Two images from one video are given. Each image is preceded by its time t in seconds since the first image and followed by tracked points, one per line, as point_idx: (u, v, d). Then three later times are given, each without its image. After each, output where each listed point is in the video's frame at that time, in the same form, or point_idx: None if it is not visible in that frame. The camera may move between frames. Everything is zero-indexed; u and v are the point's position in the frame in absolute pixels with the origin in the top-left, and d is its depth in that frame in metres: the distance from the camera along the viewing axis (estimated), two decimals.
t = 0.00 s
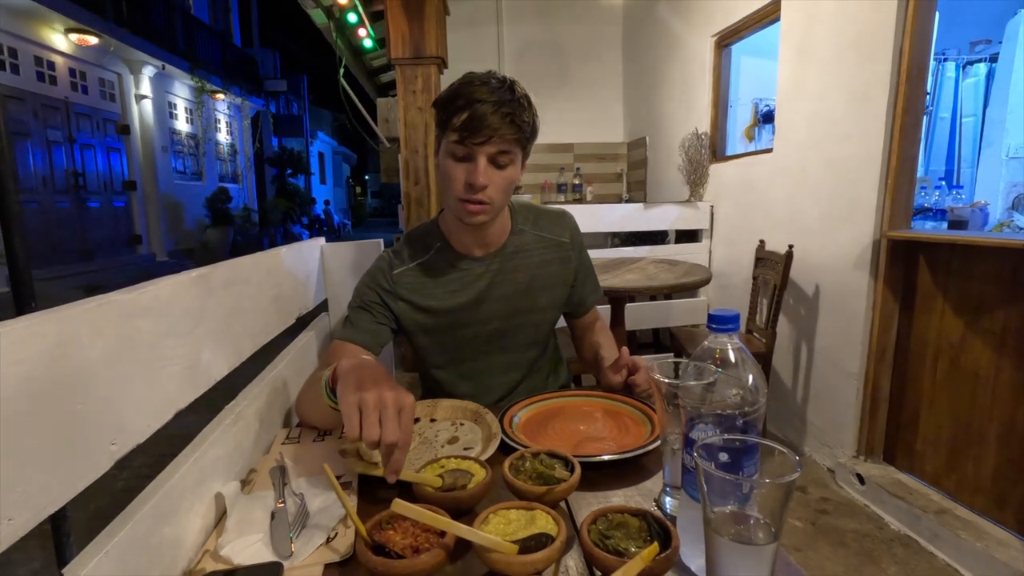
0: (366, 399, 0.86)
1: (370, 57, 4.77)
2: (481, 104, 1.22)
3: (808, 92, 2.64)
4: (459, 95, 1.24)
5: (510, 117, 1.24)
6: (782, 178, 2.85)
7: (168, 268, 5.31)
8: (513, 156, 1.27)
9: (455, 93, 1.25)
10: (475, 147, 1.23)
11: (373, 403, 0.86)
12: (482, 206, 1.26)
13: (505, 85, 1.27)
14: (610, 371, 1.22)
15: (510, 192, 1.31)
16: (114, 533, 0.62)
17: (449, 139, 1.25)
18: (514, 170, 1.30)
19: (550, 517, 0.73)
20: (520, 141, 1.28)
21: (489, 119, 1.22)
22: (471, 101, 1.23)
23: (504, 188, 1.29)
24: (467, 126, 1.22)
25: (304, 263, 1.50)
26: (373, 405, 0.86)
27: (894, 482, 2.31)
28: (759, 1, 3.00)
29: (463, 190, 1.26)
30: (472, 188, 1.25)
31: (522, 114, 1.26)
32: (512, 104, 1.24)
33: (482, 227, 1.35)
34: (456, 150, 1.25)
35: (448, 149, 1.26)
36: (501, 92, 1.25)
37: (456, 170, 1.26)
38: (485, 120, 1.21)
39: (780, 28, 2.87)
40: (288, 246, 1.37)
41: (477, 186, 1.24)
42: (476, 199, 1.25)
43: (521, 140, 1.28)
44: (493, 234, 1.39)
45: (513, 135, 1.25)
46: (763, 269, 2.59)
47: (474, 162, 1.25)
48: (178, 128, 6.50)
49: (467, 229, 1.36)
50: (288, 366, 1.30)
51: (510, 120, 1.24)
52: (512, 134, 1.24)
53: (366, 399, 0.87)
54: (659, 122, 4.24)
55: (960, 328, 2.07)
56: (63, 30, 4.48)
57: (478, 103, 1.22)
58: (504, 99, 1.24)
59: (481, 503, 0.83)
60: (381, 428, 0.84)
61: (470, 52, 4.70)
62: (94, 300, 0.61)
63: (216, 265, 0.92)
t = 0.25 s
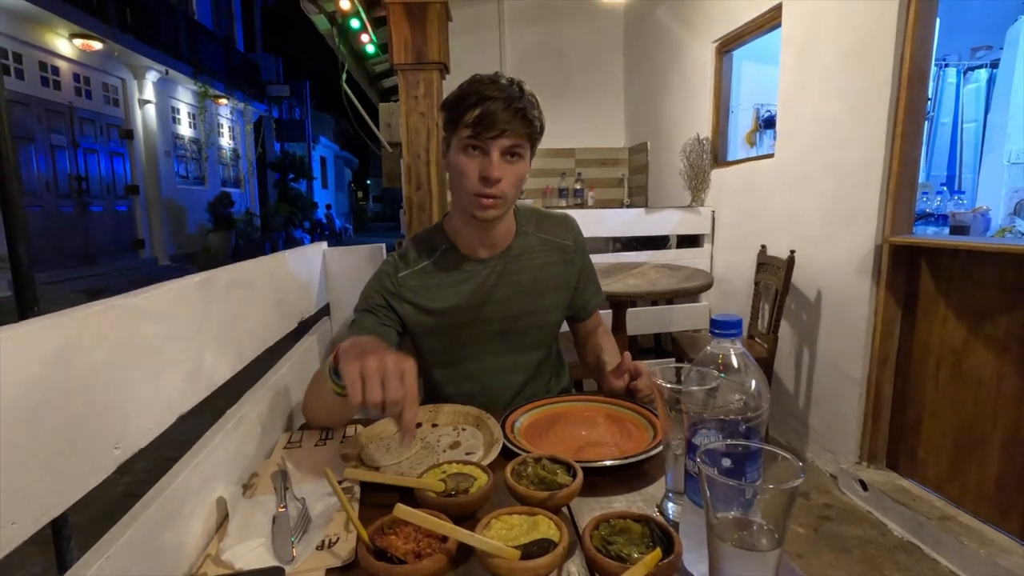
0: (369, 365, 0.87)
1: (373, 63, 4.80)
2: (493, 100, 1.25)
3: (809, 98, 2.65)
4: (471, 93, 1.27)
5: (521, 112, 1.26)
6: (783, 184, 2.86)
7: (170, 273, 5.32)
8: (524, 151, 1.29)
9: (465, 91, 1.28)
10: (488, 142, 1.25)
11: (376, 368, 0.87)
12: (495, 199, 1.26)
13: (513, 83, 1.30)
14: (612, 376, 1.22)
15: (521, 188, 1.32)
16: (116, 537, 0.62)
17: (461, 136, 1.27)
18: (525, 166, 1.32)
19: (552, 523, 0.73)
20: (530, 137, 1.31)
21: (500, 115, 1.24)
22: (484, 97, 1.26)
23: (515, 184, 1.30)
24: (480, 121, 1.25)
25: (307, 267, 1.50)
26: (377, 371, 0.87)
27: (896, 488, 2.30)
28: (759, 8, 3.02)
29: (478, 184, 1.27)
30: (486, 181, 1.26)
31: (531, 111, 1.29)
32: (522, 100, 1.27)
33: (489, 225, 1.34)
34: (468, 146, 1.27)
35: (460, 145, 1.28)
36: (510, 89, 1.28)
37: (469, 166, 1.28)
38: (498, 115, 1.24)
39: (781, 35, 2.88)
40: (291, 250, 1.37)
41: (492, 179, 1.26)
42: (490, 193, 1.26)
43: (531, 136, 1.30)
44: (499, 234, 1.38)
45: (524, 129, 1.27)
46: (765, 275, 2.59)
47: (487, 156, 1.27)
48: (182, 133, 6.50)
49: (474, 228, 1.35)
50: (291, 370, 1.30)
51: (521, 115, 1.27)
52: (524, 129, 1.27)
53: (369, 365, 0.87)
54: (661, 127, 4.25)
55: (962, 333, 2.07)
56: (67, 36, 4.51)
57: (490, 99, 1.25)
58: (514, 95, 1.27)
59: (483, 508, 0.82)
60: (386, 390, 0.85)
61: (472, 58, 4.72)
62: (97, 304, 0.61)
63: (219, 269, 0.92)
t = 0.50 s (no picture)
0: (385, 336, 0.89)
1: (374, 65, 4.81)
2: (492, 93, 1.26)
3: (810, 100, 2.65)
4: (472, 87, 1.28)
5: (521, 104, 1.27)
6: (785, 186, 2.86)
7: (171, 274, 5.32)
8: (526, 143, 1.30)
9: (467, 87, 1.30)
10: (490, 134, 1.26)
11: (394, 340, 0.89)
12: (498, 190, 1.27)
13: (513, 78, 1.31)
14: (614, 377, 1.21)
15: (524, 181, 1.32)
16: (117, 538, 0.62)
17: (464, 130, 1.29)
18: (529, 159, 1.32)
19: (554, 525, 0.73)
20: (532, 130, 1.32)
21: (501, 107, 1.25)
22: (484, 91, 1.27)
23: (519, 176, 1.30)
24: (481, 115, 1.26)
25: (308, 268, 1.50)
26: (395, 341, 0.89)
27: (898, 491, 2.29)
28: (760, 10, 3.02)
29: (481, 175, 1.27)
30: (489, 172, 1.26)
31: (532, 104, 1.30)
32: (522, 93, 1.29)
33: (493, 219, 1.34)
34: (471, 139, 1.28)
35: (463, 139, 1.30)
36: (510, 83, 1.29)
37: (472, 158, 1.29)
38: (498, 108, 1.25)
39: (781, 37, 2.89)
40: (292, 250, 1.37)
41: (495, 170, 1.26)
42: (493, 183, 1.26)
43: (533, 128, 1.31)
44: (504, 231, 1.38)
45: (525, 121, 1.28)
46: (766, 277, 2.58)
47: (490, 148, 1.27)
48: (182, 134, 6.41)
49: (478, 221, 1.35)
50: (291, 372, 1.30)
51: (522, 107, 1.27)
52: (525, 121, 1.28)
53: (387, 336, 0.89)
54: (662, 129, 4.25)
55: (963, 336, 2.07)
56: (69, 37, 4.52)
57: (490, 92, 1.27)
58: (514, 89, 1.29)
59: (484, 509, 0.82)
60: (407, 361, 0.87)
61: (473, 60, 4.74)
62: (99, 305, 0.61)
63: (220, 270, 0.93)
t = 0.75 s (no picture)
0: (350, 362, 0.95)
1: (375, 66, 4.81)
2: (508, 93, 1.26)
3: (810, 102, 2.65)
4: (487, 87, 1.29)
5: (535, 106, 1.27)
6: (785, 187, 2.86)
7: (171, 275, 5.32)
8: (538, 144, 1.30)
9: (483, 87, 1.30)
10: (502, 134, 1.27)
11: (359, 364, 0.95)
12: (508, 189, 1.27)
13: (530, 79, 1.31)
14: (615, 379, 1.21)
15: (535, 181, 1.33)
16: (119, 538, 0.62)
17: (478, 129, 1.29)
18: (540, 160, 1.33)
19: (554, 526, 0.73)
20: (545, 132, 1.32)
21: (515, 108, 1.25)
22: (499, 91, 1.27)
23: (529, 176, 1.31)
24: (495, 115, 1.26)
25: (309, 269, 1.50)
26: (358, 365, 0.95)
27: (899, 493, 2.29)
28: (760, 12, 3.03)
29: (492, 173, 1.28)
30: (500, 171, 1.27)
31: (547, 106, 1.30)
32: (537, 95, 1.29)
33: (504, 217, 1.35)
34: (484, 138, 1.29)
35: (476, 138, 1.30)
36: (526, 84, 1.29)
37: (484, 157, 1.29)
38: (512, 108, 1.25)
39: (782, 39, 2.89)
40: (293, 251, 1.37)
41: (505, 169, 1.27)
42: (503, 182, 1.27)
43: (545, 130, 1.31)
44: (513, 229, 1.39)
45: (538, 122, 1.28)
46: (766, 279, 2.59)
47: (502, 148, 1.28)
48: (182, 134, 6.44)
49: (489, 218, 1.36)
50: (292, 372, 1.31)
51: (536, 108, 1.27)
52: (537, 122, 1.28)
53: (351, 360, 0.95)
54: (662, 131, 4.26)
55: (963, 338, 2.07)
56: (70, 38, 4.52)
57: (505, 93, 1.27)
58: (529, 90, 1.28)
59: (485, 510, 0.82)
60: (372, 385, 0.93)
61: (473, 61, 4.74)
62: (100, 306, 0.61)
63: (221, 271, 0.93)
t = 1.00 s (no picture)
0: (342, 382, 0.95)
1: (375, 66, 4.82)
2: (507, 108, 1.24)
3: (810, 102, 2.65)
4: (488, 98, 1.26)
5: (534, 121, 1.25)
6: (785, 188, 2.86)
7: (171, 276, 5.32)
8: (538, 156, 1.28)
9: (485, 96, 1.28)
10: (502, 148, 1.25)
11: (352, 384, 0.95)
12: (505, 203, 1.27)
13: (533, 90, 1.28)
14: (615, 379, 1.21)
15: (535, 191, 1.32)
16: (118, 538, 0.62)
17: (479, 140, 1.28)
18: (541, 169, 1.31)
19: (554, 527, 0.73)
20: (546, 142, 1.29)
21: (514, 124, 1.23)
22: (499, 104, 1.25)
23: (528, 187, 1.30)
24: (493, 129, 1.24)
25: (309, 269, 1.50)
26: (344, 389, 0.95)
27: (899, 493, 2.29)
28: (760, 12, 3.03)
29: (489, 188, 1.28)
30: (497, 186, 1.27)
31: (548, 119, 1.28)
32: (537, 108, 1.26)
33: (507, 223, 1.36)
34: (484, 151, 1.28)
35: (477, 149, 1.29)
36: (528, 96, 1.26)
37: (483, 170, 1.29)
38: (510, 124, 1.23)
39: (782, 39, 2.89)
40: (293, 252, 1.37)
41: (501, 185, 1.26)
42: (502, 195, 1.27)
43: (545, 142, 1.28)
44: (517, 231, 1.40)
45: (537, 137, 1.26)
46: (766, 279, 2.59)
47: (500, 162, 1.27)
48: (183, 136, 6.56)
49: (493, 223, 1.37)
50: (293, 372, 1.31)
51: (535, 123, 1.25)
52: (536, 136, 1.26)
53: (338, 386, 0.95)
54: (662, 131, 4.26)
55: (963, 338, 2.06)
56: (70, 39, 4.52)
57: (505, 107, 1.24)
58: (530, 103, 1.26)
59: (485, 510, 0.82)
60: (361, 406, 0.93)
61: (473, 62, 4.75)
62: (100, 306, 0.61)
63: (222, 272, 0.93)
